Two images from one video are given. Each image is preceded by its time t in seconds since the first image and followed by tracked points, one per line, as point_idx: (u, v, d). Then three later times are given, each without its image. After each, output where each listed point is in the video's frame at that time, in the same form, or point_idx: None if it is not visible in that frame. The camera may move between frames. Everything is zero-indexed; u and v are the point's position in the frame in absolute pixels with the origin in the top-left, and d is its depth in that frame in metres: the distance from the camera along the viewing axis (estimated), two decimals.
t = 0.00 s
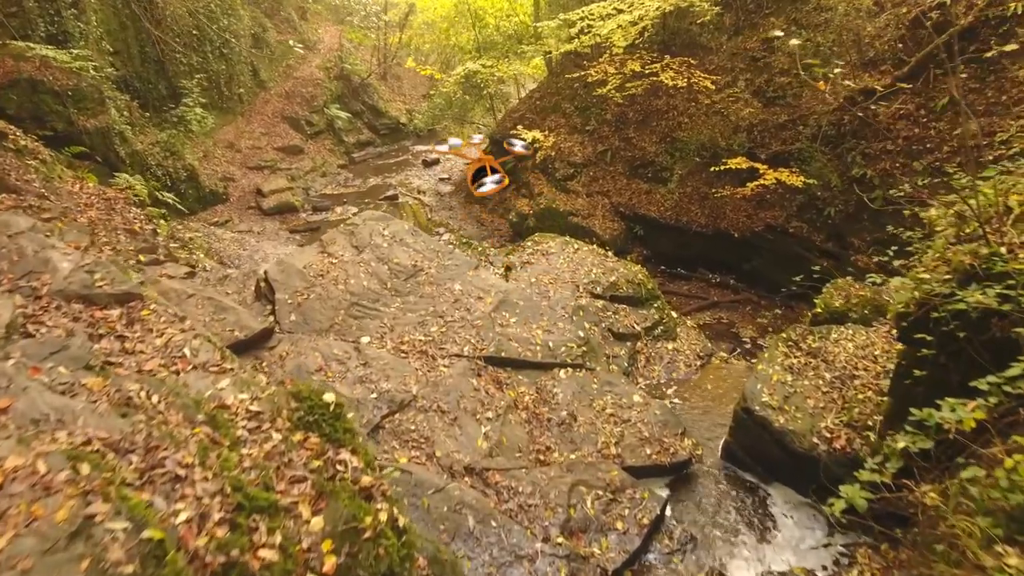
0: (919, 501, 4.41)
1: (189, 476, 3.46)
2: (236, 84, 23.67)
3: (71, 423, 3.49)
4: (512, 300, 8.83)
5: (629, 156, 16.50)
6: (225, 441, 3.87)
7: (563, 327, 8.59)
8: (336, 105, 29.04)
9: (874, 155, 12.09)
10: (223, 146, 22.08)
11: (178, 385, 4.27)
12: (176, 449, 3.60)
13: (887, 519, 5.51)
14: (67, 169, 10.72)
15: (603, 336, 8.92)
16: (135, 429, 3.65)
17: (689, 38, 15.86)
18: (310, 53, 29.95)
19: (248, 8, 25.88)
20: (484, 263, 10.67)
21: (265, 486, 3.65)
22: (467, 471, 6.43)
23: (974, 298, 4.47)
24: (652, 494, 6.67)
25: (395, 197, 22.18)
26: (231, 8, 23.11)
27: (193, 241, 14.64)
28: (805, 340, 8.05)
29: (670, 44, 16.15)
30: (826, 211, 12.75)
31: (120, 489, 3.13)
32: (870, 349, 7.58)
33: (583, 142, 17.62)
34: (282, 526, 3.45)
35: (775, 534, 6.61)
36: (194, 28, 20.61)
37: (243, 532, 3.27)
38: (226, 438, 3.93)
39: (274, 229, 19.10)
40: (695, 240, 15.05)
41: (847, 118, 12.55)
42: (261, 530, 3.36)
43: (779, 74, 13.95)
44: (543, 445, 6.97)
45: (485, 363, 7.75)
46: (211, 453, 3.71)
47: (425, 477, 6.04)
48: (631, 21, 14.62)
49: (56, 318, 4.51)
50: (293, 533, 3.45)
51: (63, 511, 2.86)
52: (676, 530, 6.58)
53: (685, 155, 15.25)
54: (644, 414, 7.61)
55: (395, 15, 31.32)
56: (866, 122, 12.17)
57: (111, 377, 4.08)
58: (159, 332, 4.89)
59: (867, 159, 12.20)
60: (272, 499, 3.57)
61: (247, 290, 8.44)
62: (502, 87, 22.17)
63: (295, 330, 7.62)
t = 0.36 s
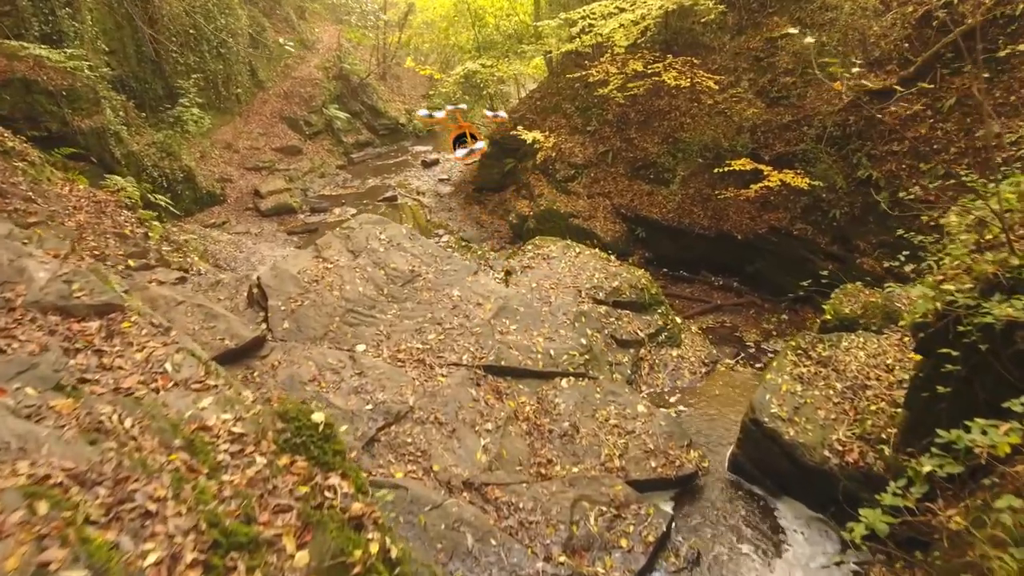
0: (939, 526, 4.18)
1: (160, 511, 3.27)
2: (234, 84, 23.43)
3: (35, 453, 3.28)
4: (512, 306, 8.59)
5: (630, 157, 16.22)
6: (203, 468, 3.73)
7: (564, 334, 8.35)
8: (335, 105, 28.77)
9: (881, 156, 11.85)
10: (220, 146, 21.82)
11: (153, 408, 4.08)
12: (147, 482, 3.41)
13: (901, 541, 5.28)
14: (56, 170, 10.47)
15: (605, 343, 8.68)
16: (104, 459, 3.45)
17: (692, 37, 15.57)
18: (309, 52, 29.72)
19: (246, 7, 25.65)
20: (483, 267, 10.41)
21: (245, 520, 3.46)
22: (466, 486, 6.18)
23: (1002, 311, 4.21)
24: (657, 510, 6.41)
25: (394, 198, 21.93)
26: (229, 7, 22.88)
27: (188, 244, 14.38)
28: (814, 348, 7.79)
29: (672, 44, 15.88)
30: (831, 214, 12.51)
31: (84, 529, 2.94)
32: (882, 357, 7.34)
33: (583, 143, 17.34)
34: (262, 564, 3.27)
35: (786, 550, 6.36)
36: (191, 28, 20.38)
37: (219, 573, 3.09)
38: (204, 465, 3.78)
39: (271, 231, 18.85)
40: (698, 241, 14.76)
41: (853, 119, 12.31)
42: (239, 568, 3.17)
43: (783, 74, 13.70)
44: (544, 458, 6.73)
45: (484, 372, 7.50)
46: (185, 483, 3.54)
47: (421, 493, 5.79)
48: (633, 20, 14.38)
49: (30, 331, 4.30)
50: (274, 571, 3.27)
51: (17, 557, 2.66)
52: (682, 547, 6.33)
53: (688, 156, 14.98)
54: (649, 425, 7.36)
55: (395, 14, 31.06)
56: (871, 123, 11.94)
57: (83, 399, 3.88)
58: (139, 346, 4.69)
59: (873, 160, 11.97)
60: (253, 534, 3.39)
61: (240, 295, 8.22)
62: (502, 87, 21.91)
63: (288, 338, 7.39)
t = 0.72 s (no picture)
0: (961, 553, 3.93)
1: (123, 551, 3.04)
2: (231, 84, 23.18)
3: None
4: (511, 312, 8.34)
5: (631, 158, 15.93)
6: (175, 498, 3.51)
7: (566, 341, 8.10)
8: (334, 105, 28.51)
9: (886, 156, 11.60)
10: (217, 147, 21.57)
11: (123, 433, 3.85)
12: (109, 519, 3.18)
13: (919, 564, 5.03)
14: (45, 172, 10.21)
15: (608, 350, 8.43)
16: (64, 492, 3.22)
17: (694, 35, 15.29)
18: (307, 52, 29.46)
19: (244, 7, 25.42)
20: (481, 271, 10.14)
21: (218, 557, 3.23)
22: (463, 501, 5.92)
23: None
24: (663, 526, 6.14)
25: (393, 199, 21.70)
26: (226, 6, 22.65)
27: (182, 245, 14.15)
28: (824, 355, 7.53)
29: (674, 43, 15.60)
30: (836, 215, 12.26)
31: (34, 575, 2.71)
32: (895, 366, 7.10)
33: (584, 143, 17.04)
34: None
35: (797, 567, 6.12)
36: (188, 27, 20.18)
37: None
38: (177, 495, 3.55)
39: (269, 232, 18.59)
40: (700, 243, 14.45)
41: (858, 119, 12.03)
42: None
43: (787, 74, 13.44)
44: (544, 471, 6.48)
45: (483, 380, 7.24)
46: (153, 518, 3.30)
47: (417, 509, 5.53)
48: (635, 19, 14.20)
49: None
50: None
51: None
52: (689, 564, 6.07)
53: (690, 156, 14.69)
54: (653, 436, 7.10)
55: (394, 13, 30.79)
56: (877, 123, 11.69)
57: (47, 422, 3.67)
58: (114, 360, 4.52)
59: (878, 160, 11.72)
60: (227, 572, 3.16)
61: (230, 300, 7.97)
62: (502, 86, 21.64)
63: (280, 346, 7.15)
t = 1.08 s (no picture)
0: None
1: None
2: (229, 83, 22.91)
3: None
4: (511, 317, 8.08)
5: (633, 158, 15.65)
6: (141, 531, 3.30)
7: (566, 347, 7.84)
8: (332, 104, 28.25)
9: (892, 156, 11.33)
10: (214, 146, 21.32)
11: (88, 460, 3.62)
12: (65, 559, 2.95)
13: None
14: (33, 172, 9.96)
15: (610, 356, 8.18)
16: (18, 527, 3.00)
17: (697, 33, 15.00)
18: (306, 51, 29.19)
19: (241, 5, 25.17)
20: (479, 275, 9.87)
21: None
22: (461, 516, 5.65)
23: None
24: (669, 543, 5.86)
25: (392, 200, 21.46)
26: (223, 5, 22.41)
27: (176, 247, 13.90)
28: (835, 363, 7.27)
29: (676, 41, 15.31)
30: (841, 216, 12.00)
31: None
32: (908, 374, 6.85)
33: (585, 143, 16.76)
34: None
35: None
36: (183, 26, 19.93)
37: None
38: (142, 528, 3.33)
39: (266, 232, 18.33)
40: (703, 244, 14.18)
41: (864, 118, 11.74)
42: None
43: (790, 73, 13.15)
44: (544, 484, 6.22)
45: (481, 389, 6.99)
46: (112, 557, 3.06)
47: (412, 526, 5.23)
48: (636, 17, 13.97)
49: None
50: None
51: None
52: None
53: (693, 156, 14.39)
54: (657, 446, 6.85)
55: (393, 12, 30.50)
56: (883, 122, 11.42)
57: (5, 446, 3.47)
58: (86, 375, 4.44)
59: (884, 161, 11.45)
60: None
61: (220, 305, 7.71)
62: (503, 86, 21.39)
63: (271, 353, 6.90)
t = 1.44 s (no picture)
0: None
1: None
2: (226, 81, 22.65)
3: None
4: (510, 322, 7.83)
5: (634, 158, 15.39)
6: (102, 568, 3.05)
7: (568, 353, 7.60)
8: (331, 104, 28.00)
9: (899, 156, 11.07)
10: (211, 146, 21.08)
11: (49, 488, 3.37)
12: None
13: None
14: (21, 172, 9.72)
15: (612, 362, 7.92)
16: None
17: (699, 31, 14.73)
18: (304, 50, 28.95)
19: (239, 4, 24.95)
20: (478, 278, 9.61)
21: None
22: (458, 532, 5.38)
23: None
24: (675, 560, 5.60)
25: (391, 200, 21.22)
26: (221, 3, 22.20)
27: (170, 248, 13.63)
28: (846, 370, 7.01)
29: (677, 39, 15.04)
30: (847, 217, 11.74)
31: None
32: (922, 382, 6.59)
33: (586, 143, 16.50)
34: None
35: None
36: (180, 23, 19.67)
37: None
38: (105, 564, 3.08)
39: (263, 233, 18.07)
40: (706, 245, 13.89)
41: (869, 118, 11.46)
42: None
43: (794, 71, 12.87)
44: (545, 497, 5.96)
45: (480, 398, 6.73)
46: None
47: (407, 542, 4.96)
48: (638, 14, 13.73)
49: None
50: None
51: None
52: None
53: (695, 156, 14.11)
54: (662, 457, 6.59)
55: (392, 11, 30.26)
56: (889, 121, 11.18)
57: None
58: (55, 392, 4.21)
59: (890, 161, 11.18)
60: None
61: (209, 309, 7.46)
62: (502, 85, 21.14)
63: (261, 360, 6.65)
